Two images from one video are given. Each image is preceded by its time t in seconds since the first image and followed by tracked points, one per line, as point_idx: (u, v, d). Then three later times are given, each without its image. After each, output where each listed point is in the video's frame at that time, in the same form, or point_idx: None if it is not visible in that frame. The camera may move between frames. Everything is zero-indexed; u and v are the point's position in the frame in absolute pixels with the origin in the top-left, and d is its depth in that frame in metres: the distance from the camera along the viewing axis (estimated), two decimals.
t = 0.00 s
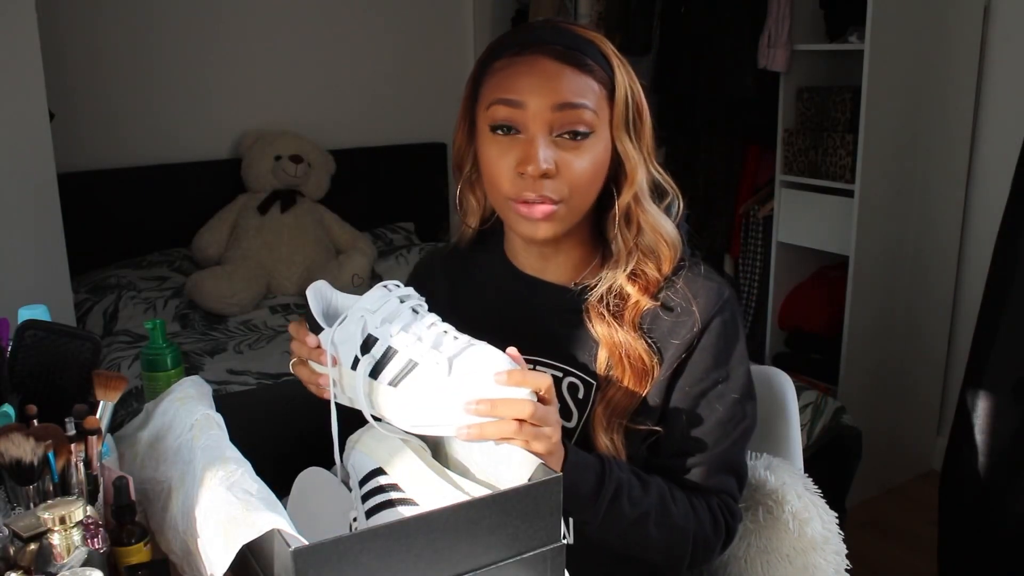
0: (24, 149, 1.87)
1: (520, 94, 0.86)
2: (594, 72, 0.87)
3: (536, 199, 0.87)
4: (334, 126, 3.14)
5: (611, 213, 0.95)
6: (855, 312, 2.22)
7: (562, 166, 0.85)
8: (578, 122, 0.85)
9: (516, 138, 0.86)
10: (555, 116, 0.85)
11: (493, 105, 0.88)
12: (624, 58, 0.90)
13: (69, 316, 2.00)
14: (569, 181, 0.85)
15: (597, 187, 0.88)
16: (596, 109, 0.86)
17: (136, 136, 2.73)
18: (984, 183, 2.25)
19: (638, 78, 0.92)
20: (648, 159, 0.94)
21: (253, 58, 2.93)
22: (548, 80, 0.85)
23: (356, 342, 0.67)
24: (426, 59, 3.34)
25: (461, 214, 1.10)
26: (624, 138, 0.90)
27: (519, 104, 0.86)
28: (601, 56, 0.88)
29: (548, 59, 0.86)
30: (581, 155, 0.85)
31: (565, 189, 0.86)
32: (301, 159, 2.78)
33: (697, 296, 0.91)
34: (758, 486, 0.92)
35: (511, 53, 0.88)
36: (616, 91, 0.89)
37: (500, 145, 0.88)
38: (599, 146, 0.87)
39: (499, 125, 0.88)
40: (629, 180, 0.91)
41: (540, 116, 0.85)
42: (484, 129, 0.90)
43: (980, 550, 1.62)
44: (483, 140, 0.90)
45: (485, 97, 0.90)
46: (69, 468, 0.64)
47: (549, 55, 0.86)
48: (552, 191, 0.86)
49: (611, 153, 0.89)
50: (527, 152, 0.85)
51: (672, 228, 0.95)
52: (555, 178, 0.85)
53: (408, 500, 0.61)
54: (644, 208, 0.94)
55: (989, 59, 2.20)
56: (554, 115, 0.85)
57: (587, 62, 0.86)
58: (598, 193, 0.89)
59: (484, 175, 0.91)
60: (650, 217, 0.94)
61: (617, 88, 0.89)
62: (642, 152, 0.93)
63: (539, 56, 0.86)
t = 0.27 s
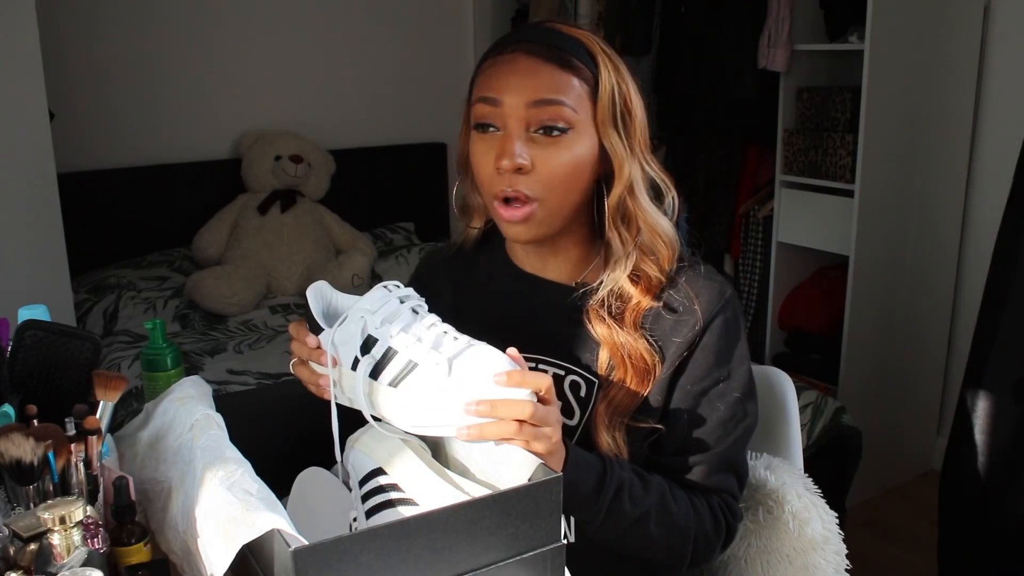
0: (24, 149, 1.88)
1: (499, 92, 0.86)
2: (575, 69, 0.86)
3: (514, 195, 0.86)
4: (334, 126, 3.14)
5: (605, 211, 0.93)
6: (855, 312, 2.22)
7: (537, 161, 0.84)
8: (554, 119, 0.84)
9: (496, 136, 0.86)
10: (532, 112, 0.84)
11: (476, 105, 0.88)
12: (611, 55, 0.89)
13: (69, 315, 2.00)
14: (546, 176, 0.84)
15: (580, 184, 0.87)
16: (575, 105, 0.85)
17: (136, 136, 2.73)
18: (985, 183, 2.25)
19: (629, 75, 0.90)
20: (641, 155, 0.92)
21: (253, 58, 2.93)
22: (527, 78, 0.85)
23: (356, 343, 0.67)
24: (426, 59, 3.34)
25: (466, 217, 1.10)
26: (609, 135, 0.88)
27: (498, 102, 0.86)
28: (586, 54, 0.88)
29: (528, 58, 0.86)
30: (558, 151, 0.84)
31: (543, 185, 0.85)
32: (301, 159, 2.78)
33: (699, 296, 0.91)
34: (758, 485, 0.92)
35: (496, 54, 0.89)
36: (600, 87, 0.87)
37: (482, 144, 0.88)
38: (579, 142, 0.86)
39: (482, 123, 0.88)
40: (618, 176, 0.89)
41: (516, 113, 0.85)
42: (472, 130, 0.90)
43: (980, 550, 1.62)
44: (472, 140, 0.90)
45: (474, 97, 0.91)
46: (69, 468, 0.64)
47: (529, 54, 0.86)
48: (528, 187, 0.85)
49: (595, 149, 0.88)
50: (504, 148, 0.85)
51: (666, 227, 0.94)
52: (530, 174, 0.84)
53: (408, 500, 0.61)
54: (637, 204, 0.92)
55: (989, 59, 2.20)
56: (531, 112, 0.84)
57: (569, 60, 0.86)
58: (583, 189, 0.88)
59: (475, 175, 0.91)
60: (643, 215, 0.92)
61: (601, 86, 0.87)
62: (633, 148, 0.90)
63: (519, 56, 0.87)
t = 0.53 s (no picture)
0: (24, 149, 1.88)
1: (490, 93, 0.86)
2: (566, 71, 0.86)
3: (500, 196, 0.86)
4: (334, 126, 3.14)
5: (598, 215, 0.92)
6: (855, 312, 2.22)
7: (522, 163, 0.84)
8: (542, 121, 0.84)
9: (486, 138, 0.87)
10: (520, 114, 0.85)
11: (469, 105, 0.89)
12: (607, 58, 0.88)
13: (69, 315, 2.00)
14: (532, 178, 0.84)
15: (569, 187, 0.87)
16: (565, 108, 0.85)
17: (137, 135, 2.73)
18: (985, 183, 2.25)
19: (626, 78, 0.89)
20: (637, 159, 0.91)
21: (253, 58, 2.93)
22: (517, 80, 0.85)
23: (356, 344, 0.67)
24: (426, 59, 3.34)
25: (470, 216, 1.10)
26: (600, 139, 0.87)
27: (489, 104, 0.86)
28: (580, 57, 0.87)
29: (520, 60, 0.86)
30: (544, 153, 0.84)
31: (529, 187, 0.85)
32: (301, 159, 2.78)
33: (699, 296, 0.91)
34: (758, 486, 0.92)
35: (491, 56, 0.89)
36: (593, 89, 0.87)
37: (474, 144, 0.88)
38: (568, 145, 0.85)
39: (474, 124, 0.89)
40: (610, 179, 0.89)
41: (505, 115, 0.85)
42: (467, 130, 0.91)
43: (980, 550, 1.62)
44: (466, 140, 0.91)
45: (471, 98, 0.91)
46: (69, 468, 0.64)
47: (522, 56, 0.86)
48: (513, 189, 0.85)
49: (586, 151, 0.87)
50: (491, 150, 0.85)
51: (661, 231, 0.93)
52: (515, 176, 0.84)
53: (408, 500, 0.61)
54: (631, 207, 0.91)
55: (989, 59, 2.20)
56: (519, 114, 0.85)
57: (561, 62, 0.86)
58: (575, 192, 0.88)
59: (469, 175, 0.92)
60: (637, 219, 0.91)
61: (593, 89, 0.87)
62: (627, 151, 0.89)
63: (512, 58, 0.87)
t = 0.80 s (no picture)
0: (24, 149, 1.88)
1: (492, 93, 0.86)
2: (568, 70, 0.86)
3: (505, 195, 0.86)
4: (334, 126, 3.14)
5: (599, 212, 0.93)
6: (855, 312, 2.22)
7: (527, 161, 0.84)
8: (547, 119, 0.84)
9: (488, 137, 0.87)
10: (524, 113, 0.85)
11: (469, 105, 0.89)
12: (607, 57, 0.88)
13: (69, 315, 2.00)
14: (536, 176, 0.84)
15: (572, 185, 0.87)
16: (568, 106, 0.85)
17: (136, 135, 2.73)
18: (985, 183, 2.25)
19: (626, 76, 0.90)
20: (638, 156, 0.91)
21: (253, 58, 2.93)
22: (520, 79, 0.85)
23: (354, 338, 0.67)
24: (426, 59, 3.34)
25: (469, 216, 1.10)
26: (602, 135, 0.87)
27: (491, 103, 0.86)
28: (581, 56, 0.87)
29: (522, 59, 0.86)
30: (549, 151, 0.84)
31: (534, 184, 0.85)
32: (301, 159, 2.78)
33: (698, 295, 0.91)
34: (758, 487, 0.92)
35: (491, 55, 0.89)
36: (595, 87, 0.87)
37: (476, 144, 0.88)
38: (571, 143, 0.86)
39: (477, 124, 0.88)
40: (611, 177, 0.89)
41: (508, 114, 0.85)
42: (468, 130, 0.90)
43: (980, 550, 1.62)
44: (467, 140, 0.91)
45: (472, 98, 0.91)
46: (69, 468, 0.64)
47: (523, 55, 0.86)
48: (520, 186, 0.85)
49: (589, 149, 0.87)
50: (495, 149, 0.85)
51: (661, 228, 0.93)
52: (521, 174, 0.84)
53: (408, 500, 0.61)
54: (633, 205, 0.91)
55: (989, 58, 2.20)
56: (523, 112, 0.85)
57: (563, 61, 0.86)
58: (577, 190, 0.88)
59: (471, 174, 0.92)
60: (639, 216, 0.91)
61: (595, 87, 0.87)
62: (628, 148, 0.90)
63: (512, 58, 0.87)
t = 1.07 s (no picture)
0: (24, 149, 1.88)
1: (520, 90, 0.85)
2: (588, 65, 0.86)
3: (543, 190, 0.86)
4: (334, 126, 3.14)
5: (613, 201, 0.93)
6: (855, 312, 2.21)
7: (569, 157, 0.84)
8: (580, 115, 0.84)
9: (522, 136, 0.86)
10: (556, 108, 0.84)
11: (493, 103, 0.87)
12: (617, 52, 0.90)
13: (69, 315, 2.00)
14: (575, 170, 0.85)
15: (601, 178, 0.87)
16: (595, 100, 0.85)
17: (137, 135, 2.73)
18: (985, 183, 2.25)
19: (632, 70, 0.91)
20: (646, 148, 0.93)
21: (253, 58, 2.93)
22: (546, 77, 0.85)
23: (347, 331, 0.67)
24: (426, 59, 3.34)
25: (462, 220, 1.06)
26: (623, 127, 0.88)
27: (523, 103, 0.85)
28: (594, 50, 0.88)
29: (545, 55, 0.86)
30: (586, 145, 0.85)
31: (573, 179, 0.85)
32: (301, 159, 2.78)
33: (701, 287, 0.90)
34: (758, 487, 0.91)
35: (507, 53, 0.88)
36: (614, 81, 0.88)
37: (502, 142, 0.87)
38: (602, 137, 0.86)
39: (500, 124, 0.87)
40: (630, 169, 0.90)
41: (542, 112, 0.85)
42: (486, 130, 0.89)
43: (980, 550, 1.62)
44: (486, 140, 0.89)
45: (484, 99, 0.89)
46: (69, 468, 0.64)
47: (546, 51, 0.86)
48: (563, 180, 0.85)
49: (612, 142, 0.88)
50: (534, 147, 0.84)
51: (671, 212, 0.95)
52: (564, 170, 0.85)
53: (408, 500, 0.61)
54: (647, 197, 0.92)
55: (989, 58, 2.20)
56: (556, 108, 0.84)
57: (582, 56, 0.85)
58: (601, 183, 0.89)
59: (490, 175, 0.90)
60: (653, 204, 0.93)
61: (612, 80, 0.87)
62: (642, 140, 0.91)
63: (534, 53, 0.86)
